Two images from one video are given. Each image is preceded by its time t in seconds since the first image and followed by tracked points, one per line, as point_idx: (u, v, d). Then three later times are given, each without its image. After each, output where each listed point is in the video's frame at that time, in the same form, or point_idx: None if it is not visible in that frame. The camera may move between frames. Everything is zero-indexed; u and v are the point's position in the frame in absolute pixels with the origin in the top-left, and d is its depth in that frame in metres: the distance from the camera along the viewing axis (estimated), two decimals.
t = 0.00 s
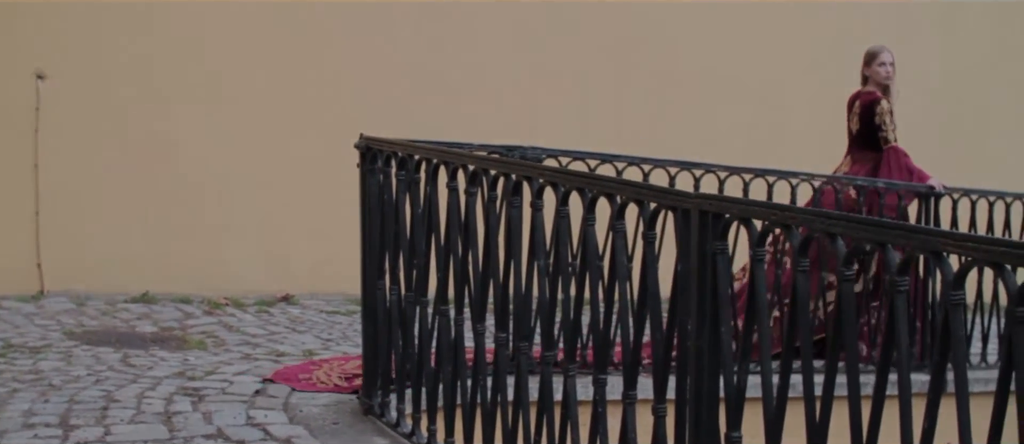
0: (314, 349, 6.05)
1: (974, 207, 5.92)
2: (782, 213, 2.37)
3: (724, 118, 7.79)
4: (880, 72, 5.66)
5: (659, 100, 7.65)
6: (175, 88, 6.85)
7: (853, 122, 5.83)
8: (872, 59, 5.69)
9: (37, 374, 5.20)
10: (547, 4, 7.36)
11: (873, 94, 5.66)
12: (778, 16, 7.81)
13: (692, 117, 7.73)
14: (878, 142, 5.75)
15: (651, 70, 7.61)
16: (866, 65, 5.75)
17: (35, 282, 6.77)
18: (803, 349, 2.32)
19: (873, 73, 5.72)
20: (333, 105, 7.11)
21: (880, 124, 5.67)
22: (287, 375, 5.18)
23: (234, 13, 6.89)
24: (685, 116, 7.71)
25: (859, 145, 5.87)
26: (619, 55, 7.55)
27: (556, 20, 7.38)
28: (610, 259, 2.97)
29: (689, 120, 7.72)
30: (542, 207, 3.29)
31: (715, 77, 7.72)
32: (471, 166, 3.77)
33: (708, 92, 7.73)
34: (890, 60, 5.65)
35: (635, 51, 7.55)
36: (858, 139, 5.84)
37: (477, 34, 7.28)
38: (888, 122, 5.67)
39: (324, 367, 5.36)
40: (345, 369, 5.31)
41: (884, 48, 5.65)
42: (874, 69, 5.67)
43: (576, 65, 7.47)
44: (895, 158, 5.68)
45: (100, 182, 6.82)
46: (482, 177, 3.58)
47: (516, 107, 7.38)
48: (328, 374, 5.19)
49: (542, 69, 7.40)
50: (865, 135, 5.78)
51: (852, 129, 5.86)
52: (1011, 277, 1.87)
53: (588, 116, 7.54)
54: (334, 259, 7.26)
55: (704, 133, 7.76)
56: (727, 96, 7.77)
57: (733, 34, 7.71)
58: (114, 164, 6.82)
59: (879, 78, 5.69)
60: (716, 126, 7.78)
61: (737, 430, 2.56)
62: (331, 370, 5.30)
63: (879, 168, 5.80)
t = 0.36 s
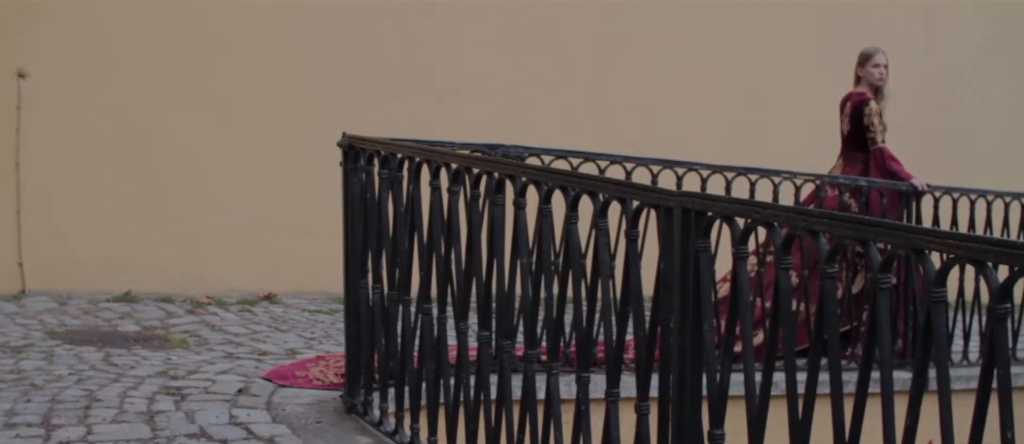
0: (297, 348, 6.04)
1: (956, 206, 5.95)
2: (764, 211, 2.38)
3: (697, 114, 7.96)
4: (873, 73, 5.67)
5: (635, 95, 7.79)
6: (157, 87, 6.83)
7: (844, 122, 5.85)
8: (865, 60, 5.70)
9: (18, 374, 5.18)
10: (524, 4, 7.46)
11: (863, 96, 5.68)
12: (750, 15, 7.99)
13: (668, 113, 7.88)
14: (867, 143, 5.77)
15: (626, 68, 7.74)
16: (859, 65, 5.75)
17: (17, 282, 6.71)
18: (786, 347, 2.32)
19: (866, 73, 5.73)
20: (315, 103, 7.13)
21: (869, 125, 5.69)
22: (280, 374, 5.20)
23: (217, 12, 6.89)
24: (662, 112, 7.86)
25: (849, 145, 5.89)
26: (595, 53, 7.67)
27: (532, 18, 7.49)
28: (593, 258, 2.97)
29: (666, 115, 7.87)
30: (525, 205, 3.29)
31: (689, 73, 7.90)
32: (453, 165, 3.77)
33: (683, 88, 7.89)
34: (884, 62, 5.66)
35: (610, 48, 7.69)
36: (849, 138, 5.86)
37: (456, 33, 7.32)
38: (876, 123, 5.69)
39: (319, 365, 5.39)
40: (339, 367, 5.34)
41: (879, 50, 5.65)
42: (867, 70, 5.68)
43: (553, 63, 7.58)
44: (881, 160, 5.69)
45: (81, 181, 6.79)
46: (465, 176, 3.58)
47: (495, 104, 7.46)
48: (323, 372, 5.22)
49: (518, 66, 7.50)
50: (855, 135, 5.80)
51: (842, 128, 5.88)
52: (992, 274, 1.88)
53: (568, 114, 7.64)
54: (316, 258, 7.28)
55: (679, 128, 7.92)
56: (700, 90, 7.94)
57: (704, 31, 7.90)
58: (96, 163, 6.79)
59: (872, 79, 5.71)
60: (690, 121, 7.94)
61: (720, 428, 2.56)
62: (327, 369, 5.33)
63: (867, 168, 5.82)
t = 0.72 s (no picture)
0: (278, 348, 6.04)
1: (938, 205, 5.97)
2: (746, 209, 2.38)
3: (677, 114, 7.98)
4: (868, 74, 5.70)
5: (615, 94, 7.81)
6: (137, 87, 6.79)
7: (837, 124, 5.88)
8: (860, 60, 5.74)
9: None
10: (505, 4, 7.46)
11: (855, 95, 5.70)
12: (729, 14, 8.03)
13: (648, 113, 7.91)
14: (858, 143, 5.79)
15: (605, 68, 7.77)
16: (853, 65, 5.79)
17: None
18: (768, 347, 2.32)
19: (860, 74, 5.77)
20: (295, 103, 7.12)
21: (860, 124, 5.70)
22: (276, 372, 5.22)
23: (197, 11, 6.86)
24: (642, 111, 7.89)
25: (843, 146, 5.91)
26: (575, 53, 7.68)
27: (513, 18, 7.49)
28: (575, 256, 2.97)
29: (644, 116, 7.89)
30: (506, 204, 3.29)
31: (670, 72, 7.93)
32: (435, 164, 3.77)
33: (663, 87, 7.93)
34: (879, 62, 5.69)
35: (590, 48, 7.71)
36: (842, 140, 5.88)
37: (437, 32, 7.32)
38: (866, 123, 5.71)
39: (314, 364, 5.41)
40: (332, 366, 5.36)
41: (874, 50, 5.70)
42: (861, 70, 5.72)
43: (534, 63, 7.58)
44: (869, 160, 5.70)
45: (62, 181, 6.76)
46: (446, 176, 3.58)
47: (476, 105, 7.46)
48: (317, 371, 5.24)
49: (500, 66, 7.50)
50: (848, 136, 5.83)
51: (836, 130, 5.90)
52: (973, 273, 1.88)
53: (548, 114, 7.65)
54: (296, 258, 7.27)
55: (660, 128, 7.95)
56: (682, 90, 7.97)
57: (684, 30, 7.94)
58: (76, 164, 6.77)
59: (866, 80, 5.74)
60: (670, 119, 7.97)
61: (702, 427, 2.57)
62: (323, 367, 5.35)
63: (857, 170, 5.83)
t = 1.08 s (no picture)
0: (262, 348, 6.03)
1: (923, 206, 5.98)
2: (729, 209, 2.39)
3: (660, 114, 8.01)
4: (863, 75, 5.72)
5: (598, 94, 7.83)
6: (118, 88, 6.79)
7: (833, 125, 5.87)
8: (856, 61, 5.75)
9: None
10: (488, 4, 7.46)
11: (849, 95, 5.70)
12: (710, 15, 8.06)
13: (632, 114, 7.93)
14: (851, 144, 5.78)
15: (589, 69, 7.77)
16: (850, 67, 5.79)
17: None
18: (751, 347, 2.33)
19: (856, 75, 5.77)
20: (279, 104, 7.10)
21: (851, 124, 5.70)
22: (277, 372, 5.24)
23: (180, 12, 6.83)
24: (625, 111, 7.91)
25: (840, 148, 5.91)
26: (559, 53, 7.68)
27: (496, 19, 7.49)
28: (559, 256, 2.97)
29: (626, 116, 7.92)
30: (490, 204, 3.29)
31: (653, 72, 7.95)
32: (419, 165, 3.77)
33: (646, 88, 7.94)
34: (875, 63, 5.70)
35: (573, 48, 7.71)
36: (838, 142, 5.88)
37: (420, 33, 7.32)
38: (857, 124, 5.70)
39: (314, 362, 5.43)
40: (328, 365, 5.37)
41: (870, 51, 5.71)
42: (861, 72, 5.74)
43: (518, 63, 7.58)
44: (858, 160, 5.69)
45: (43, 182, 6.74)
46: (430, 176, 3.58)
47: (459, 105, 7.46)
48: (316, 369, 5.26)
49: (483, 66, 7.50)
50: (844, 138, 5.84)
51: (831, 132, 5.90)
52: (954, 272, 1.89)
53: (531, 114, 7.66)
54: (279, 259, 7.27)
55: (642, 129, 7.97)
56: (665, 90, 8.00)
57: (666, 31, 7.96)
58: (58, 165, 6.75)
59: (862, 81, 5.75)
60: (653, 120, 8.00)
61: (685, 426, 2.57)
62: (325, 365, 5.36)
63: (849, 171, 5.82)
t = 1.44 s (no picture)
0: (249, 352, 6.03)
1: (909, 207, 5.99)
2: (715, 212, 2.39)
3: (645, 117, 8.03)
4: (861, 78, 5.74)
5: (583, 97, 7.85)
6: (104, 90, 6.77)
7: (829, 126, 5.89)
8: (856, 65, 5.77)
9: None
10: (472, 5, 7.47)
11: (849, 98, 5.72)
12: (694, 17, 8.08)
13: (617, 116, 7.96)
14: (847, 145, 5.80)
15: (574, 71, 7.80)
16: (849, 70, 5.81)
17: None
18: (738, 348, 2.33)
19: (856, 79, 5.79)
20: (264, 105, 7.11)
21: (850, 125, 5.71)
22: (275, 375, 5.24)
23: (165, 14, 6.82)
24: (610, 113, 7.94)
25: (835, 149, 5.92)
26: (544, 55, 7.70)
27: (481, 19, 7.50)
28: (546, 258, 2.97)
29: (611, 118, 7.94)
30: (477, 207, 3.28)
31: (638, 74, 7.97)
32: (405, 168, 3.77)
33: (632, 91, 7.97)
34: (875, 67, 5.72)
35: (558, 50, 7.73)
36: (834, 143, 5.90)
37: (405, 34, 7.34)
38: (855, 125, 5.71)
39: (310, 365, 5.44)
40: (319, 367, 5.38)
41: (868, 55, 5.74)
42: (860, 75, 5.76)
43: (503, 65, 7.59)
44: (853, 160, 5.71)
45: (30, 185, 6.71)
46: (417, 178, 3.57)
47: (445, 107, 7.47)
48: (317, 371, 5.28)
49: (469, 68, 7.51)
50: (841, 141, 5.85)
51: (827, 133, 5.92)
52: (941, 273, 1.89)
53: (517, 116, 7.67)
54: (266, 262, 7.26)
55: (627, 131, 7.99)
56: (651, 93, 8.03)
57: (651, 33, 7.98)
58: (45, 168, 6.72)
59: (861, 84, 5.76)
60: (638, 122, 8.02)
61: (672, 429, 2.57)
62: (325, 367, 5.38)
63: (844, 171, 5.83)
